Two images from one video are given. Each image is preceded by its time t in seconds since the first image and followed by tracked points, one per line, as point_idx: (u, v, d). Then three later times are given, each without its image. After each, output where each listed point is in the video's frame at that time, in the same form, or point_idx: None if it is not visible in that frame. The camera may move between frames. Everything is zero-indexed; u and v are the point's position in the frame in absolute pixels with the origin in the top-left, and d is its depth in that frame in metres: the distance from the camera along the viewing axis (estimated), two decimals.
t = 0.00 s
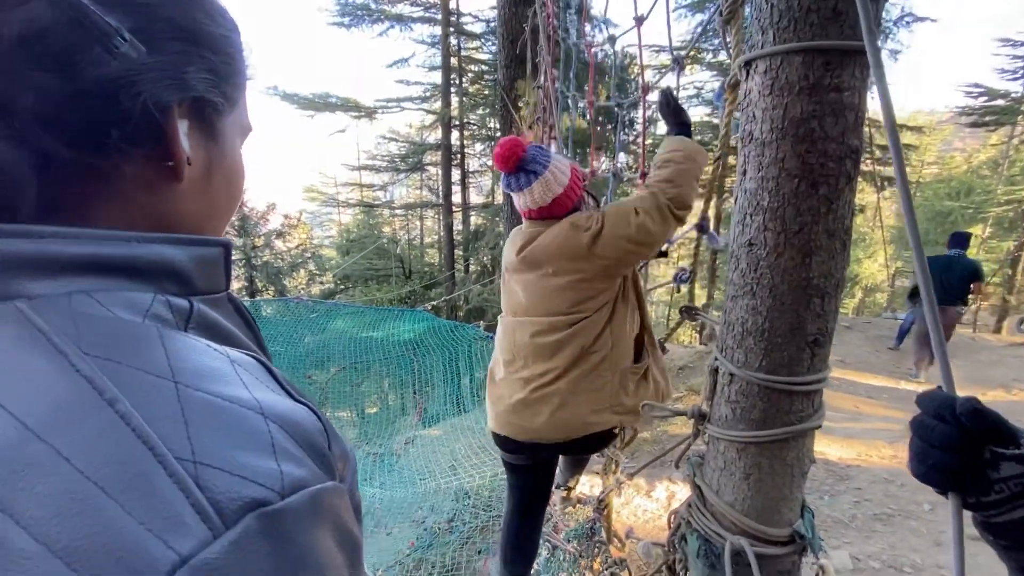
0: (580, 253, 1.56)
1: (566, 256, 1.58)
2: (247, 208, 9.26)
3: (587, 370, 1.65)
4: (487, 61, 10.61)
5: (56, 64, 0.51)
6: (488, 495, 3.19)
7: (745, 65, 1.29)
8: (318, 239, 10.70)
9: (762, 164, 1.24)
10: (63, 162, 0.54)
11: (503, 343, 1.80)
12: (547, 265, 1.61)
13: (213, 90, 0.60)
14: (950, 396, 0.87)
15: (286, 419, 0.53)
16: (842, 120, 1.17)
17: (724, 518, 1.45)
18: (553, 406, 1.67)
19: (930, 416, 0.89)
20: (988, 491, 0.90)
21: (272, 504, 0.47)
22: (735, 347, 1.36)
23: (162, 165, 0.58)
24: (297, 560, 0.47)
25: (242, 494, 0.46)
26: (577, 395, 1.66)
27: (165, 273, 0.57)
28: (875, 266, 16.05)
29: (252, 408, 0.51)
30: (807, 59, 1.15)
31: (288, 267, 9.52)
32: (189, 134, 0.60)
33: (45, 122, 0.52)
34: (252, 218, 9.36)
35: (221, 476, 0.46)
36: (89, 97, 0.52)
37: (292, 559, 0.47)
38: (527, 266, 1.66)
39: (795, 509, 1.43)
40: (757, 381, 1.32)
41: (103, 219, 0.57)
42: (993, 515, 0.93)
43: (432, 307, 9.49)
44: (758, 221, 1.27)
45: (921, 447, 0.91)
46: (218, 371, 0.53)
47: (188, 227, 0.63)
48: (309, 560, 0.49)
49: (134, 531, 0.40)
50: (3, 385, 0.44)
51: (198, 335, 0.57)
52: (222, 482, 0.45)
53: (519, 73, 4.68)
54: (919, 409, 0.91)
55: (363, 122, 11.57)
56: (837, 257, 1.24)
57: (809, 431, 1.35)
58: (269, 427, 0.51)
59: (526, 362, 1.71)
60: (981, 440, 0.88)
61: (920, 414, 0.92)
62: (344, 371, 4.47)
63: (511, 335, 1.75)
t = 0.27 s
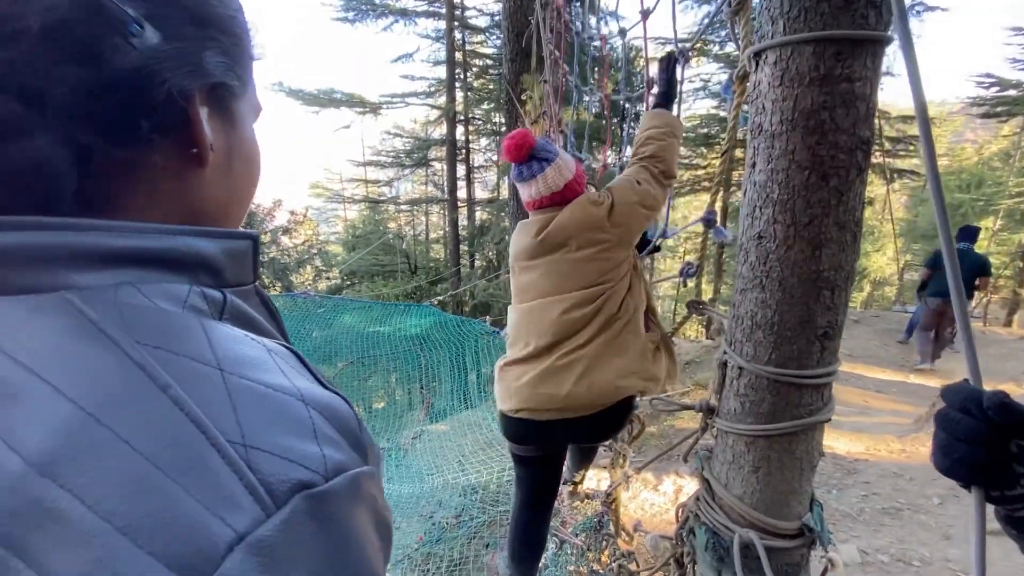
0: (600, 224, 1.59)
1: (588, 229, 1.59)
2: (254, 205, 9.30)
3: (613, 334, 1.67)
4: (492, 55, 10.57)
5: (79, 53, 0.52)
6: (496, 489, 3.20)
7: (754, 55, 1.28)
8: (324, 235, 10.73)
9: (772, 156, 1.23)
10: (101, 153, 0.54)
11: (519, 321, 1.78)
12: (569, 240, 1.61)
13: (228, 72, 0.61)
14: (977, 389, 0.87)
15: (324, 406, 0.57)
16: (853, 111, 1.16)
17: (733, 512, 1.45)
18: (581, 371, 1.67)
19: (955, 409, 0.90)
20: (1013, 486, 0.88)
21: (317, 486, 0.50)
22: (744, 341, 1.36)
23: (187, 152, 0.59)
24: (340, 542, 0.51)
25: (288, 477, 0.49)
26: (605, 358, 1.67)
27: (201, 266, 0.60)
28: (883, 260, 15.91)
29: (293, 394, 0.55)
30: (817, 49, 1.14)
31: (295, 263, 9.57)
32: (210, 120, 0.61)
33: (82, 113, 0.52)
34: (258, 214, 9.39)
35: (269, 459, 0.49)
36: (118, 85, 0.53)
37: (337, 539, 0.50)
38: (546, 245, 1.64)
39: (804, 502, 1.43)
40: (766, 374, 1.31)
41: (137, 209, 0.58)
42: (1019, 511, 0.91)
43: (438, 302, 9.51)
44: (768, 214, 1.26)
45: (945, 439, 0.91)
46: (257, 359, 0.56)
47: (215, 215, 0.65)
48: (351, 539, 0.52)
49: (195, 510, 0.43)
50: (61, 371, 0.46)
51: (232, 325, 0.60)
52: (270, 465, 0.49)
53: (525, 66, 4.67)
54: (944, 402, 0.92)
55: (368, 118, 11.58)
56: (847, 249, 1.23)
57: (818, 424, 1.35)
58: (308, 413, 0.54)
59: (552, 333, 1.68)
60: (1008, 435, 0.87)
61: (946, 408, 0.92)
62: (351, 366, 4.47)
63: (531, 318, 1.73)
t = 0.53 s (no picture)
0: (611, 217, 1.62)
1: (599, 221, 1.62)
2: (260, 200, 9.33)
3: (627, 319, 1.67)
4: (496, 48, 10.52)
5: (83, 30, 0.53)
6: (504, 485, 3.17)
7: (766, 42, 1.26)
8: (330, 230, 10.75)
9: (783, 146, 1.22)
10: (124, 131, 0.56)
11: (530, 316, 1.76)
12: (580, 232, 1.64)
13: (226, 36, 0.62)
14: (988, 367, 0.87)
15: (356, 387, 0.58)
16: (867, 100, 1.14)
17: (742, 503, 1.44)
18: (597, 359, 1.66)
19: (966, 389, 0.90)
20: None
21: (352, 464, 0.52)
22: (754, 333, 1.35)
23: (200, 123, 0.61)
24: (374, 520, 0.52)
25: (324, 453, 0.50)
26: (621, 344, 1.66)
27: (230, 251, 0.61)
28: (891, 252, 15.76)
29: (325, 376, 0.56)
30: (831, 36, 1.13)
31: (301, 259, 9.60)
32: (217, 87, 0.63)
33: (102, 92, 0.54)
34: (264, 209, 9.42)
35: (305, 435, 0.50)
36: (123, 58, 0.54)
37: (373, 516, 0.51)
38: (558, 238, 1.67)
39: (813, 494, 1.42)
40: (777, 366, 1.31)
41: (161, 187, 0.59)
42: None
43: (444, 296, 9.52)
44: (779, 205, 1.25)
45: (956, 421, 0.91)
46: (289, 341, 0.58)
47: (235, 188, 0.66)
48: (385, 516, 0.53)
49: (237, 484, 0.45)
50: (103, 349, 0.48)
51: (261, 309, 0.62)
52: (307, 441, 0.50)
53: (529, 59, 4.66)
54: (954, 382, 0.92)
55: (372, 112, 11.56)
56: (861, 239, 1.22)
57: (828, 417, 1.34)
58: (340, 393, 0.56)
59: (565, 325, 1.68)
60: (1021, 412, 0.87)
61: (956, 388, 0.92)
62: (358, 360, 4.50)
63: (542, 311, 1.72)
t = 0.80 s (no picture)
0: (620, 211, 1.61)
1: (607, 214, 1.61)
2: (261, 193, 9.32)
3: (625, 309, 1.70)
4: (498, 39, 10.45)
5: None
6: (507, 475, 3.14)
7: (772, 27, 1.25)
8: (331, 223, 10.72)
9: (789, 132, 1.21)
10: (133, 100, 0.56)
11: (530, 297, 1.79)
12: (588, 225, 1.64)
13: (228, 7, 0.62)
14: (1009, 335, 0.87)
15: (360, 363, 0.57)
16: (875, 84, 1.12)
17: (746, 492, 1.44)
18: (593, 346, 1.70)
19: (986, 358, 0.90)
20: None
21: (357, 438, 0.50)
22: (759, 321, 1.34)
23: (207, 96, 0.60)
24: (379, 496, 0.51)
25: (329, 427, 0.49)
26: (617, 332, 1.70)
27: (236, 228, 0.60)
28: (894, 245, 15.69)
29: (331, 351, 0.55)
30: (838, 19, 1.11)
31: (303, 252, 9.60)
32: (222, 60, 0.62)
33: (111, 57, 0.53)
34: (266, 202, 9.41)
35: (310, 409, 0.49)
36: (133, 26, 0.53)
37: (377, 491, 0.50)
38: (565, 229, 1.66)
39: (817, 483, 1.42)
40: (780, 355, 1.30)
41: (167, 160, 0.59)
42: None
43: (445, 289, 9.52)
44: (785, 191, 1.23)
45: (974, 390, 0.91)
46: (294, 316, 0.57)
47: (239, 162, 0.66)
48: (390, 493, 0.52)
49: (239, 455, 0.44)
50: (104, 319, 0.48)
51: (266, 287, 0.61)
52: (310, 415, 0.49)
53: (532, 48, 4.63)
54: (973, 352, 0.92)
55: (374, 104, 11.51)
56: (866, 228, 1.21)
57: (832, 405, 1.33)
58: (344, 368, 0.54)
59: (565, 312, 1.71)
60: None
61: (976, 359, 0.92)
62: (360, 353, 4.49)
63: (545, 298, 1.74)
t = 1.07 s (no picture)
0: (623, 193, 1.71)
1: (613, 193, 1.71)
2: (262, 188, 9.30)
3: (614, 280, 1.82)
4: (499, 33, 10.39)
5: None
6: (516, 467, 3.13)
7: (776, 17, 1.23)
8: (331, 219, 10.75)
9: (793, 124, 1.19)
10: (134, 82, 0.55)
11: (535, 254, 1.92)
12: (595, 202, 1.74)
13: None
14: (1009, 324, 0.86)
15: (364, 347, 0.55)
16: (881, 75, 1.11)
17: (747, 486, 1.44)
18: (577, 306, 1.85)
19: (986, 347, 0.88)
20: None
21: (361, 420, 0.48)
22: (761, 316, 1.33)
23: (207, 81, 0.60)
24: (387, 477, 0.49)
25: (334, 408, 0.47)
26: (604, 300, 1.82)
27: (235, 215, 0.59)
28: (896, 240, 15.64)
29: (336, 335, 0.54)
30: (842, 9, 1.10)
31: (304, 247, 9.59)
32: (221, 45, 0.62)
33: (112, 38, 0.52)
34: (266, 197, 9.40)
35: (314, 390, 0.48)
36: (134, 8, 0.53)
37: (384, 472, 0.49)
38: (576, 202, 1.77)
39: (819, 477, 1.41)
40: (782, 349, 1.29)
41: (167, 145, 0.58)
42: None
43: (446, 284, 9.51)
44: (788, 183, 1.22)
45: (973, 379, 0.90)
46: (295, 300, 0.55)
47: (240, 150, 0.66)
48: (397, 475, 0.50)
49: (244, 434, 0.43)
50: (106, 301, 0.47)
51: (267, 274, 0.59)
52: (314, 396, 0.47)
53: (533, 42, 4.61)
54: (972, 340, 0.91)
55: (374, 99, 11.45)
56: (871, 220, 1.20)
57: (834, 399, 1.33)
58: (346, 351, 0.53)
59: (564, 274, 1.86)
60: None
61: (975, 347, 0.90)
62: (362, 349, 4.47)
63: (552, 258, 1.88)
